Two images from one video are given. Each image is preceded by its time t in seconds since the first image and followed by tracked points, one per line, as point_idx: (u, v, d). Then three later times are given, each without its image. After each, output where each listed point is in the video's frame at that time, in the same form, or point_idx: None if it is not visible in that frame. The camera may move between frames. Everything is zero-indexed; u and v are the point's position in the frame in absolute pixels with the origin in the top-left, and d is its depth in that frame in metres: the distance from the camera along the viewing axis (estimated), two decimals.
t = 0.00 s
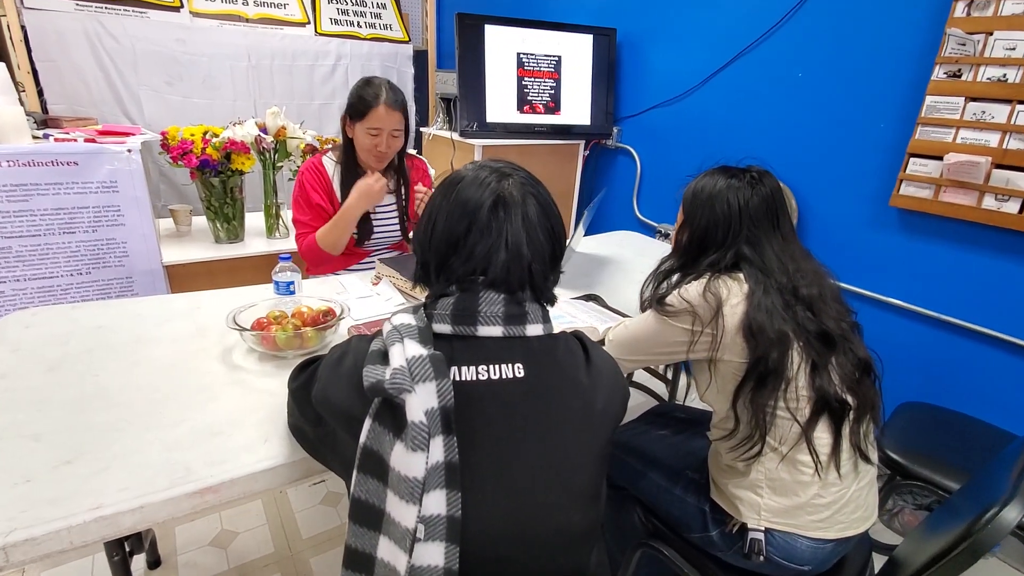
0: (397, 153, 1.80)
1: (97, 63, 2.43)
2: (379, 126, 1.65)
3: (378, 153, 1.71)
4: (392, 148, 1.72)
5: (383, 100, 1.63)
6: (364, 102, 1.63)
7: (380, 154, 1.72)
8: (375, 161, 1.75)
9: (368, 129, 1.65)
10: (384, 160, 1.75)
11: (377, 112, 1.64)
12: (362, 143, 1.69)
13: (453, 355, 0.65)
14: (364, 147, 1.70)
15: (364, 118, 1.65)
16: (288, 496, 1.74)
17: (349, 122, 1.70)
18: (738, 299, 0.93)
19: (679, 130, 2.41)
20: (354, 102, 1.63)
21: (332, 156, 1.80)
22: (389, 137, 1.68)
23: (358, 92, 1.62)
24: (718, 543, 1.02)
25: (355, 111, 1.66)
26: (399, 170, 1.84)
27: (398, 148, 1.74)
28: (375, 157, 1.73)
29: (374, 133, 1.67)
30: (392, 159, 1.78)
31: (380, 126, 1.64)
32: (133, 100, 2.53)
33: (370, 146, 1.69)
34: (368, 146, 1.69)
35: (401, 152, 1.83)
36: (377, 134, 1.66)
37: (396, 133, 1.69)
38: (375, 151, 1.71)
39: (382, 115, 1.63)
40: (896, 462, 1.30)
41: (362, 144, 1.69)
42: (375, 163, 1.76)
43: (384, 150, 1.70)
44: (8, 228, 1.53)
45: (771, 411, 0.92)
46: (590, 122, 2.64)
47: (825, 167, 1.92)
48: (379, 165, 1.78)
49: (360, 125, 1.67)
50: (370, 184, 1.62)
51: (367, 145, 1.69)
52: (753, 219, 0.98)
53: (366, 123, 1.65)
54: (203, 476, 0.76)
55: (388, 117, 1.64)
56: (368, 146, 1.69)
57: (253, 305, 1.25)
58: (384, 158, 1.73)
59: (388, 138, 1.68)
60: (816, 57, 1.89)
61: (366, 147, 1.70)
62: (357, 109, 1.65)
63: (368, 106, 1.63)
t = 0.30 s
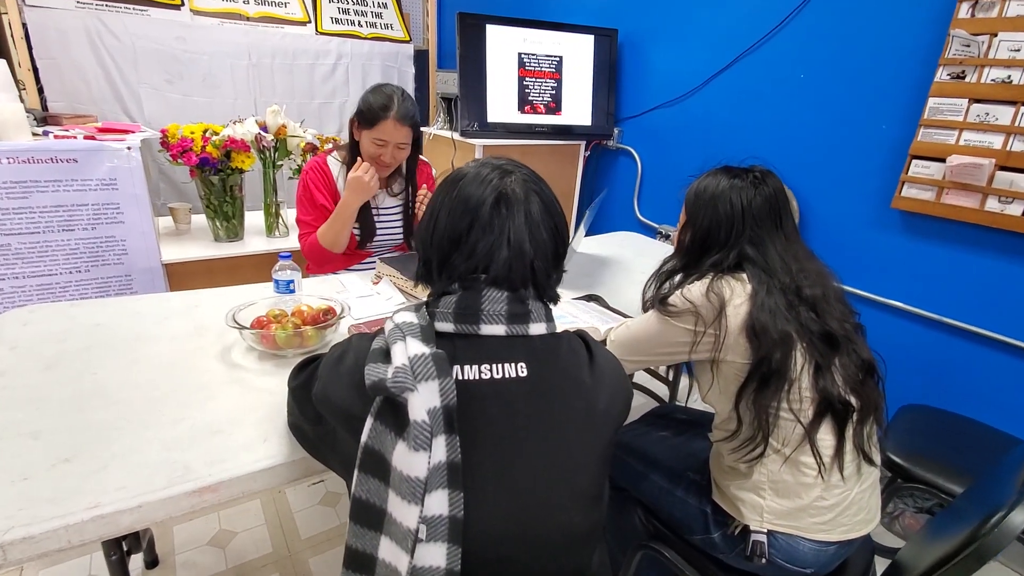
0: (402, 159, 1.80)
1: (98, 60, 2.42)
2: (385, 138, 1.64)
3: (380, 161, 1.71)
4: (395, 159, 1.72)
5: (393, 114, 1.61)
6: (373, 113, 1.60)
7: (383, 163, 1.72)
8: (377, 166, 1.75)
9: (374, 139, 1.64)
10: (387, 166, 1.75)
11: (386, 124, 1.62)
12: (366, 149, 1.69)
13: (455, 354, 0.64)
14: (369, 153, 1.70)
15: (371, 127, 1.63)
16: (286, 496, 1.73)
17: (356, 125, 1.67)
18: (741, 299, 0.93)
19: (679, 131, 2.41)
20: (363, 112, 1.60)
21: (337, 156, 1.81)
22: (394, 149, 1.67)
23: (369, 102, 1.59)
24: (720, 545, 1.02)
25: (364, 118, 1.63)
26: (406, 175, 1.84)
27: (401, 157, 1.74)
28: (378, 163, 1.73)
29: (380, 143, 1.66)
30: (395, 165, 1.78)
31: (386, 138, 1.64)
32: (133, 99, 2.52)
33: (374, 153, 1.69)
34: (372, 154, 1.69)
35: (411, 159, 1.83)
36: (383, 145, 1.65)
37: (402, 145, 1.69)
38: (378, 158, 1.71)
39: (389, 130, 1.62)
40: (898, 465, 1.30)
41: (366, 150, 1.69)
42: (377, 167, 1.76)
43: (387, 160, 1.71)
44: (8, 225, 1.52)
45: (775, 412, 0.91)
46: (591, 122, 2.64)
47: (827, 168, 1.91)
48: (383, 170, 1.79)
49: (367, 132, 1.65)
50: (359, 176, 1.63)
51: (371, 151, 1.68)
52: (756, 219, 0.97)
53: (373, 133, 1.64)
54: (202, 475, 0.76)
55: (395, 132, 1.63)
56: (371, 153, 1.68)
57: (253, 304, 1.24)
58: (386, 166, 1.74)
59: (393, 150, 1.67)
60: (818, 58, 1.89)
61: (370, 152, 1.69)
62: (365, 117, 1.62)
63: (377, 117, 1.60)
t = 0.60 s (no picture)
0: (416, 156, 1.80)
1: (104, 60, 2.42)
2: (401, 125, 1.64)
3: (402, 154, 1.69)
4: (415, 149, 1.71)
5: (402, 99, 1.64)
6: (384, 103, 1.63)
7: (404, 156, 1.70)
8: (397, 164, 1.73)
9: (390, 130, 1.65)
10: (408, 161, 1.73)
11: (397, 112, 1.64)
12: (385, 146, 1.68)
13: (472, 354, 0.64)
14: (387, 150, 1.69)
15: (384, 119, 1.65)
16: (294, 496, 1.73)
17: (368, 127, 1.69)
18: (754, 300, 0.93)
19: (686, 131, 2.40)
20: (374, 104, 1.63)
21: (347, 160, 1.79)
22: (411, 136, 1.67)
23: (378, 93, 1.62)
24: (731, 546, 1.02)
25: (375, 114, 1.65)
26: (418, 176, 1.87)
27: (419, 148, 1.73)
28: (399, 160, 1.72)
29: (396, 134, 1.66)
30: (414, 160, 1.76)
31: (403, 125, 1.64)
32: (140, 98, 2.53)
33: (393, 147, 1.68)
34: (391, 148, 1.68)
35: (421, 158, 1.84)
36: (399, 134, 1.66)
37: (417, 132, 1.69)
38: (398, 153, 1.70)
39: (403, 115, 1.64)
40: (908, 466, 1.30)
41: (385, 147, 1.68)
42: (398, 166, 1.74)
43: (408, 151, 1.69)
44: (17, 225, 1.52)
45: (787, 414, 0.91)
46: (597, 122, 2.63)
47: (834, 168, 1.91)
48: (403, 169, 1.76)
49: (381, 128, 1.66)
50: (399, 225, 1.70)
51: (390, 147, 1.68)
52: (769, 220, 0.97)
53: (387, 125, 1.65)
54: (217, 475, 0.76)
55: (408, 115, 1.64)
56: (391, 148, 1.67)
57: (262, 303, 1.24)
58: (408, 159, 1.72)
59: (411, 137, 1.67)
60: (826, 58, 1.88)
61: (388, 149, 1.69)
62: (377, 111, 1.65)
63: (388, 107, 1.63)
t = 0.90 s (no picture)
0: (415, 148, 1.80)
1: (111, 60, 2.43)
2: (394, 109, 1.67)
3: (396, 140, 1.70)
4: (410, 135, 1.71)
5: (393, 85, 1.68)
6: (377, 90, 1.68)
7: (399, 142, 1.70)
8: (394, 152, 1.73)
9: (383, 115, 1.67)
10: (404, 149, 1.73)
11: (390, 97, 1.68)
12: (380, 133, 1.69)
13: (496, 356, 0.65)
14: (381, 138, 1.70)
15: (378, 106, 1.68)
16: (302, 496, 1.74)
17: (365, 119, 1.73)
18: (768, 303, 0.93)
19: (691, 133, 2.41)
20: (367, 92, 1.68)
21: (352, 160, 1.80)
22: (404, 120, 1.69)
23: (371, 81, 1.68)
24: (744, 547, 1.02)
25: (369, 103, 1.70)
26: (421, 172, 1.88)
27: (416, 135, 1.74)
28: (394, 147, 1.71)
29: (389, 119, 1.68)
30: (412, 150, 1.76)
31: (395, 108, 1.66)
32: (145, 98, 2.53)
33: (388, 133, 1.69)
34: (386, 134, 1.69)
35: (421, 154, 1.85)
36: (392, 118, 1.68)
37: (411, 117, 1.71)
38: (393, 139, 1.70)
39: (394, 98, 1.67)
40: (916, 468, 1.31)
41: (379, 134, 1.70)
42: (396, 155, 1.74)
43: (403, 136, 1.69)
44: (28, 225, 1.53)
45: (802, 416, 0.92)
46: (602, 124, 2.64)
47: (841, 170, 1.92)
48: (401, 159, 1.76)
49: (376, 116, 1.69)
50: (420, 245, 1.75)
51: (384, 133, 1.69)
52: (782, 223, 0.98)
53: (380, 111, 1.68)
54: (238, 475, 0.77)
55: (401, 98, 1.67)
56: (385, 133, 1.68)
57: (274, 304, 1.25)
58: (404, 146, 1.72)
59: (404, 121, 1.69)
60: (832, 61, 1.89)
61: (383, 136, 1.69)
62: (370, 100, 1.69)
63: (380, 93, 1.67)
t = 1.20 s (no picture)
0: (412, 147, 1.80)
1: (107, 59, 2.41)
2: (391, 110, 1.66)
3: (393, 141, 1.69)
4: (407, 136, 1.71)
5: (391, 87, 1.67)
6: (374, 91, 1.67)
7: (396, 143, 1.70)
8: (391, 152, 1.72)
9: (380, 116, 1.66)
10: (401, 149, 1.73)
11: (387, 98, 1.67)
12: (377, 134, 1.69)
13: (518, 358, 0.66)
14: (378, 138, 1.70)
15: (375, 106, 1.67)
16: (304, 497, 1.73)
17: (362, 118, 1.72)
18: (777, 304, 0.95)
19: (688, 135, 2.43)
20: (365, 92, 1.66)
21: (350, 158, 1.78)
22: (402, 121, 1.68)
23: (368, 82, 1.66)
24: (751, 545, 1.03)
25: (367, 103, 1.69)
26: (417, 170, 1.86)
27: (412, 135, 1.73)
28: (391, 147, 1.71)
29: (387, 120, 1.67)
30: (409, 150, 1.76)
31: (392, 110, 1.66)
32: (141, 98, 2.51)
33: (385, 135, 1.68)
34: (383, 135, 1.68)
35: (417, 151, 1.85)
36: (389, 120, 1.67)
37: (409, 118, 1.70)
38: (390, 140, 1.70)
39: (392, 100, 1.66)
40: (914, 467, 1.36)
41: (376, 134, 1.69)
42: (393, 155, 1.74)
43: (400, 137, 1.69)
44: (28, 226, 1.51)
45: (809, 415, 0.94)
46: (600, 125, 2.66)
47: (838, 173, 1.95)
48: (398, 159, 1.76)
49: (373, 116, 1.68)
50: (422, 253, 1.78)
51: (381, 134, 1.68)
52: (789, 225, 1.00)
53: (378, 112, 1.67)
54: (256, 477, 0.77)
55: (398, 100, 1.66)
56: (382, 134, 1.68)
57: (282, 305, 1.25)
58: (401, 147, 1.71)
59: (401, 123, 1.68)
60: (829, 65, 1.92)
61: (380, 137, 1.69)
62: (368, 100, 1.68)
63: (377, 94, 1.66)
